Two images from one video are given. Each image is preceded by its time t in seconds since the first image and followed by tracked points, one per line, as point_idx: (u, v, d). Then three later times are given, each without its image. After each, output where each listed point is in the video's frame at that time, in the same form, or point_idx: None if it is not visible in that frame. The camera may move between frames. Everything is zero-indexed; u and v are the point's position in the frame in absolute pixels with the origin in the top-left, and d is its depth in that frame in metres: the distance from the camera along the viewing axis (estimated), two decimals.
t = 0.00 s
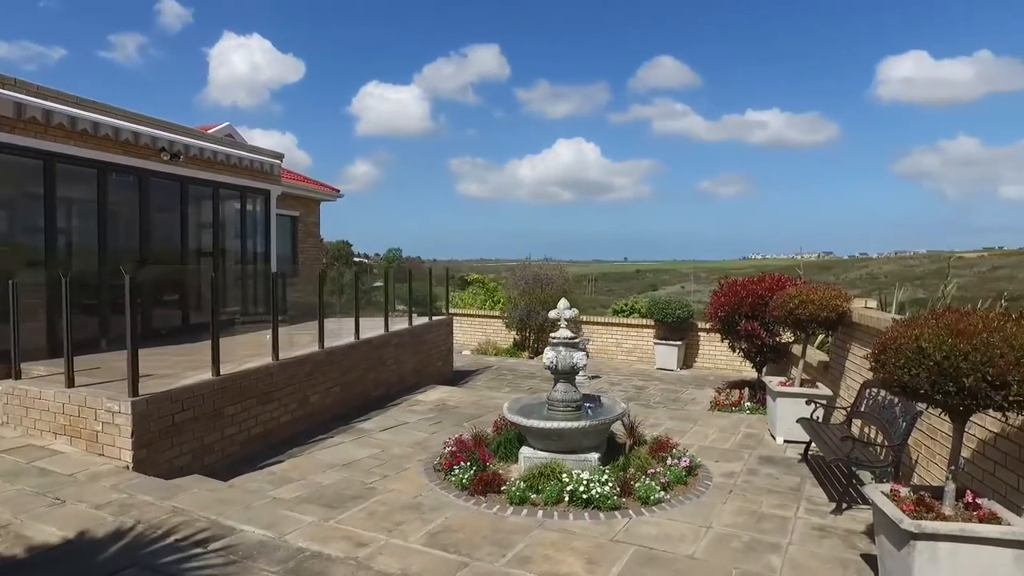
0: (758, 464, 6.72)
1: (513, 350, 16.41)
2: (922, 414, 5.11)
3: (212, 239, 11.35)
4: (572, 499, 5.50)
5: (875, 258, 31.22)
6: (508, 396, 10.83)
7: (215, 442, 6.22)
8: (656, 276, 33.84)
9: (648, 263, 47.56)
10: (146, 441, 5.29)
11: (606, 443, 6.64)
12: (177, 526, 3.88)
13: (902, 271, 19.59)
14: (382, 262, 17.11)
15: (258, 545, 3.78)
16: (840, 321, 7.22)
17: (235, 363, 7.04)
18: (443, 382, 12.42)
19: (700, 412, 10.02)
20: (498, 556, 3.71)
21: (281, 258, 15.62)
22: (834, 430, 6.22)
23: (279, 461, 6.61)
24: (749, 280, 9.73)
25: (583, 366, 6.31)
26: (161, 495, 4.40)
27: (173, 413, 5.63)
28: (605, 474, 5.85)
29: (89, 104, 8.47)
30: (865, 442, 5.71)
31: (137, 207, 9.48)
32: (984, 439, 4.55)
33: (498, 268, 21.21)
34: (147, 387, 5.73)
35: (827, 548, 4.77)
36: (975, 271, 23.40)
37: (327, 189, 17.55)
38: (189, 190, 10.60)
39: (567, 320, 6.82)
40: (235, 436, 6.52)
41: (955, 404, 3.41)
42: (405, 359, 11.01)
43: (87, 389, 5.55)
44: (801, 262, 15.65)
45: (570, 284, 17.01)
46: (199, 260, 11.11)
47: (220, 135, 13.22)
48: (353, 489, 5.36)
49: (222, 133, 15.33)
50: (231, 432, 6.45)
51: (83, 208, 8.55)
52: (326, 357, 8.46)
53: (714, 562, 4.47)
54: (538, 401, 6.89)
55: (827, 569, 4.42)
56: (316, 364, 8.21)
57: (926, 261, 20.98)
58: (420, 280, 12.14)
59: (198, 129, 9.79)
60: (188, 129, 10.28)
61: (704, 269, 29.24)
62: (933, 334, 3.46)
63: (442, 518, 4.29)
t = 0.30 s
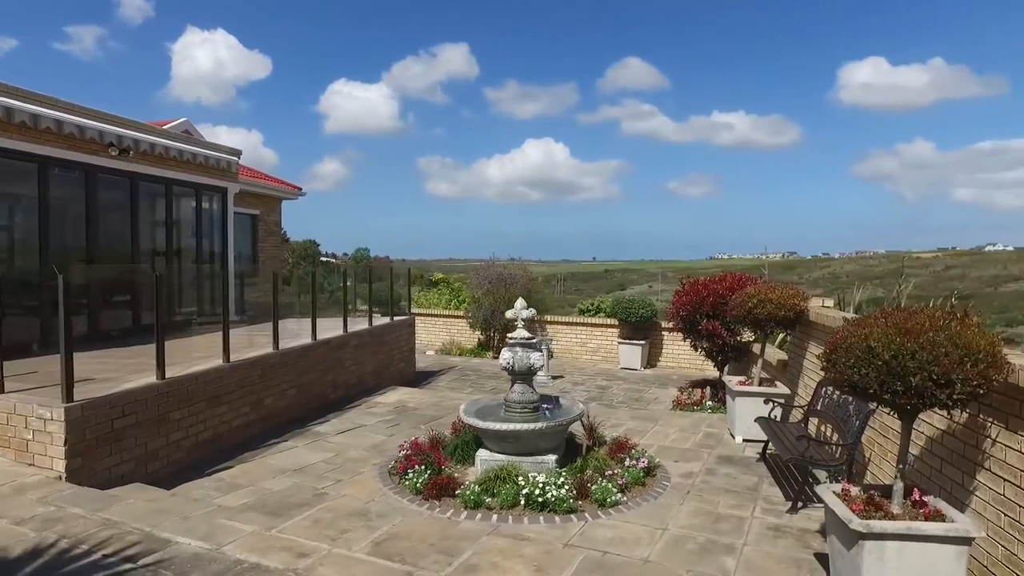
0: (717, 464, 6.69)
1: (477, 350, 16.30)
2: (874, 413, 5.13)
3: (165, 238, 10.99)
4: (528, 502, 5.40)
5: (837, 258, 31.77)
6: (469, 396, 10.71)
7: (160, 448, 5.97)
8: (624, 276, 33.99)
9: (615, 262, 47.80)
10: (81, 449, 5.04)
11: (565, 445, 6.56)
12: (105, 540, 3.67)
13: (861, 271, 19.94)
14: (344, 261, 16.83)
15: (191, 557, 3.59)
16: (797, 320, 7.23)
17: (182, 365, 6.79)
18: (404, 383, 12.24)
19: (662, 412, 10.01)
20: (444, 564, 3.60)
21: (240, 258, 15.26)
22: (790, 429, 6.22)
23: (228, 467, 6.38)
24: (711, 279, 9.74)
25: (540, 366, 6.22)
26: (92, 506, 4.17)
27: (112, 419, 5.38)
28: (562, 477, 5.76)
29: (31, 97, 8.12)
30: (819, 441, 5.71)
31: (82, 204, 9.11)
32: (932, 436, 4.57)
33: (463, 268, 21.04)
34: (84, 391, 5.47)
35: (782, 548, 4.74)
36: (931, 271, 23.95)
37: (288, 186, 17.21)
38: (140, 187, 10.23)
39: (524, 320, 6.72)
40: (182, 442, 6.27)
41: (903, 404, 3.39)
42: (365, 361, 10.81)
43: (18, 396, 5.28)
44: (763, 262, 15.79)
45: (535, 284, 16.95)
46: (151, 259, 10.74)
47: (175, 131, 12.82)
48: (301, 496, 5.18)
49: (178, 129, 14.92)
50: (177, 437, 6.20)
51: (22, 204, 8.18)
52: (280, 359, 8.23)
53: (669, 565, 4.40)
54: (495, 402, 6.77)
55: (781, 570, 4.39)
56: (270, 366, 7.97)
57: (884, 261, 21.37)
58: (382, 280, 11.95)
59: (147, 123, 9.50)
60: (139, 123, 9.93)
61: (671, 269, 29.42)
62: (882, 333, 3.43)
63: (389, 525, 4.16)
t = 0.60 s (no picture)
0: (681, 465, 6.64)
1: (445, 350, 16.14)
2: (836, 412, 5.12)
3: (119, 236, 10.62)
4: (489, 506, 5.28)
5: (802, 259, 32.23)
6: (435, 398, 10.55)
7: (106, 455, 5.71)
8: (595, 276, 34.07)
9: (586, 262, 47.92)
10: (15, 459, 4.79)
11: (528, 447, 6.46)
12: (33, 556, 3.45)
13: (825, 271, 20.21)
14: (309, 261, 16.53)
15: (127, 573, 3.39)
16: (761, 319, 7.22)
17: (133, 368, 6.52)
18: (369, 385, 12.02)
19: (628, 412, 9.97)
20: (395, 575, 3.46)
21: (201, 257, 14.88)
22: (753, 428, 6.19)
23: (180, 473, 6.13)
24: (677, 278, 9.72)
25: (502, 367, 6.12)
26: (23, 519, 3.94)
27: (51, 426, 5.13)
28: (524, 480, 5.66)
29: None
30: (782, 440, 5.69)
31: (27, 200, 8.74)
32: (890, 435, 4.55)
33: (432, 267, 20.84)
34: (22, 397, 5.21)
35: (744, 550, 4.69)
36: (893, 271, 24.41)
37: (252, 184, 16.84)
38: (92, 183, 9.86)
39: (486, 320, 6.60)
40: (130, 448, 6.01)
41: (863, 404, 3.34)
42: (328, 362, 10.58)
43: None
44: (730, 262, 15.88)
45: (504, 284, 16.84)
46: (105, 258, 10.38)
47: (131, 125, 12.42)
48: (252, 503, 4.99)
49: (136, 124, 14.50)
50: (125, 443, 5.94)
51: None
52: (238, 361, 7.98)
53: (631, 569, 4.31)
54: (458, 404, 6.64)
55: (743, 572, 4.33)
56: (227, 368, 7.72)
57: (848, 261, 21.70)
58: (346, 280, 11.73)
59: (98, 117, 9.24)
60: (90, 117, 9.56)
61: (641, 269, 29.52)
62: (842, 333, 3.38)
63: (341, 533, 4.00)
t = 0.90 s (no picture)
0: (646, 466, 6.56)
1: (410, 351, 15.90)
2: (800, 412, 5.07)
3: (65, 233, 10.17)
4: (448, 513, 5.12)
5: (766, 259, 32.65)
6: (398, 399, 10.34)
7: (40, 466, 5.40)
8: (562, 275, 34.06)
9: (555, 262, 47.92)
10: None
11: (490, 450, 6.32)
12: None
13: (788, 271, 20.43)
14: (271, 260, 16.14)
15: None
16: (726, 319, 7.18)
17: (76, 371, 6.16)
18: (331, 386, 11.75)
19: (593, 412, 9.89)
20: None
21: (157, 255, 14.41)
22: (717, 429, 6.12)
23: (123, 483, 5.84)
24: (643, 278, 9.67)
25: (463, 369, 5.96)
26: None
27: None
28: (485, 484, 5.51)
29: None
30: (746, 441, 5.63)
31: None
32: (852, 434, 4.50)
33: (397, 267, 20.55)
34: None
35: (707, 553, 4.61)
36: (854, 270, 24.81)
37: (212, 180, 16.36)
38: (35, 178, 9.41)
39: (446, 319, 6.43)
40: (69, 458, 5.70)
41: (826, 405, 3.26)
42: (288, 364, 10.30)
43: None
44: (696, 261, 15.93)
45: (470, 284, 16.66)
46: (51, 257, 9.96)
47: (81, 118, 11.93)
48: (199, 514, 4.75)
49: (86, 118, 13.96)
50: (63, 453, 5.63)
51: None
52: (192, 364, 7.67)
53: None
54: (418, 407, 6.46)
55: None
56: (179, 372, 7.42)
57: (811, 260, 21.98)
58: (307, 279, 11.44)
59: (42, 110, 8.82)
60: (34, 109, 9.10)
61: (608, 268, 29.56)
62: (805, 332, 3.30)
63: (289, 546, 3.82)
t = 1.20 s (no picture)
0: (604, 468, 6.48)
1: (367, 351, 15.60)
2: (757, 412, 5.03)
3: None
4: (401, 520, 4.94)
5: (723, 259, 33.13)
6: (353, 402, 10.09)
7: None
8: (523, 275, 34.01)
9: (516, 262, 47.97)
10: None
11: (446, 454, 6.16)
12: None
13: (744, 270, 20.72)
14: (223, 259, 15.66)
15: None
16: (684, 318, 7.14)
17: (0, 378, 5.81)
18: (285, 389, 11.42)
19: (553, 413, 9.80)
20: None
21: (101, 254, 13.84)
22: (675, 429, 6.05)
23: (52, 496, 5.50)
24: (602, 277, 9.60)
25: (417, 371, 5.78)
26: None
27: None
28: (440, 490, 5.34)
29: None
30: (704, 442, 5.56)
31: None
32: (808, 433, 4.41)
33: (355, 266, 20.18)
34: None
35: (666, 557, 4.53)
36: (807, 270, 25.33)
37: (161, 177, 15.79)
38: None
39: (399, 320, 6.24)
40: None
41: (784, 406, 3.19)
42: (239, 366, 9.96)
43: None
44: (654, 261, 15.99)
45: (429, 284, 16.45)
46: None
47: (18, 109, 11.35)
48: (133, 529, 4.49)
49: (24, 109, 13.31)
50: None
51: None
52: (134, 368, 7.33)
53: None
54: (371, 411, 6.26)
55: None
56: (119, 377, 7.07)
57: (766, 260, 22.38)
58: (259, 279, 11.10)
59: None
60: None
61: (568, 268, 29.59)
62: (764, 332, 3.23)
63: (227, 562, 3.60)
